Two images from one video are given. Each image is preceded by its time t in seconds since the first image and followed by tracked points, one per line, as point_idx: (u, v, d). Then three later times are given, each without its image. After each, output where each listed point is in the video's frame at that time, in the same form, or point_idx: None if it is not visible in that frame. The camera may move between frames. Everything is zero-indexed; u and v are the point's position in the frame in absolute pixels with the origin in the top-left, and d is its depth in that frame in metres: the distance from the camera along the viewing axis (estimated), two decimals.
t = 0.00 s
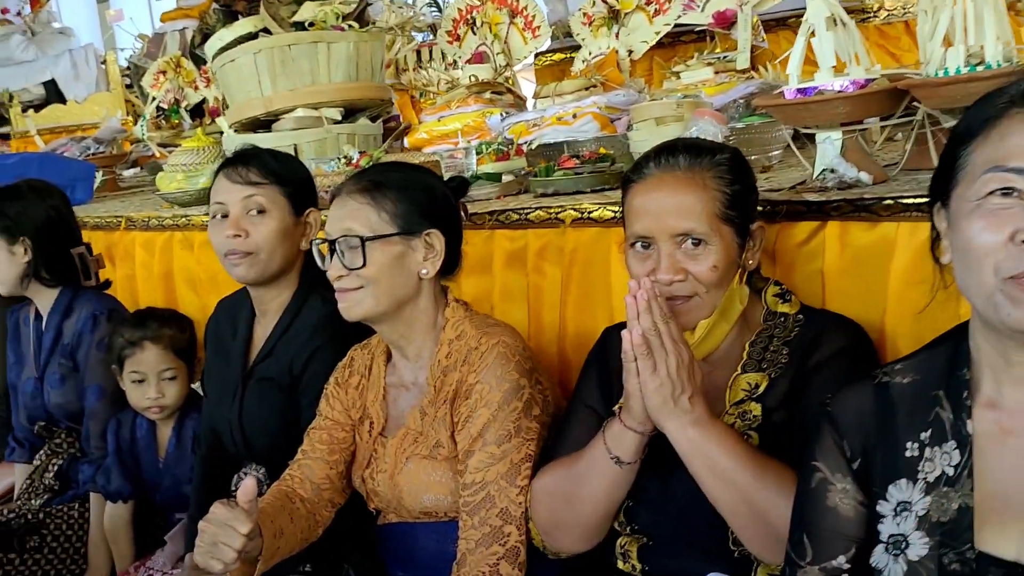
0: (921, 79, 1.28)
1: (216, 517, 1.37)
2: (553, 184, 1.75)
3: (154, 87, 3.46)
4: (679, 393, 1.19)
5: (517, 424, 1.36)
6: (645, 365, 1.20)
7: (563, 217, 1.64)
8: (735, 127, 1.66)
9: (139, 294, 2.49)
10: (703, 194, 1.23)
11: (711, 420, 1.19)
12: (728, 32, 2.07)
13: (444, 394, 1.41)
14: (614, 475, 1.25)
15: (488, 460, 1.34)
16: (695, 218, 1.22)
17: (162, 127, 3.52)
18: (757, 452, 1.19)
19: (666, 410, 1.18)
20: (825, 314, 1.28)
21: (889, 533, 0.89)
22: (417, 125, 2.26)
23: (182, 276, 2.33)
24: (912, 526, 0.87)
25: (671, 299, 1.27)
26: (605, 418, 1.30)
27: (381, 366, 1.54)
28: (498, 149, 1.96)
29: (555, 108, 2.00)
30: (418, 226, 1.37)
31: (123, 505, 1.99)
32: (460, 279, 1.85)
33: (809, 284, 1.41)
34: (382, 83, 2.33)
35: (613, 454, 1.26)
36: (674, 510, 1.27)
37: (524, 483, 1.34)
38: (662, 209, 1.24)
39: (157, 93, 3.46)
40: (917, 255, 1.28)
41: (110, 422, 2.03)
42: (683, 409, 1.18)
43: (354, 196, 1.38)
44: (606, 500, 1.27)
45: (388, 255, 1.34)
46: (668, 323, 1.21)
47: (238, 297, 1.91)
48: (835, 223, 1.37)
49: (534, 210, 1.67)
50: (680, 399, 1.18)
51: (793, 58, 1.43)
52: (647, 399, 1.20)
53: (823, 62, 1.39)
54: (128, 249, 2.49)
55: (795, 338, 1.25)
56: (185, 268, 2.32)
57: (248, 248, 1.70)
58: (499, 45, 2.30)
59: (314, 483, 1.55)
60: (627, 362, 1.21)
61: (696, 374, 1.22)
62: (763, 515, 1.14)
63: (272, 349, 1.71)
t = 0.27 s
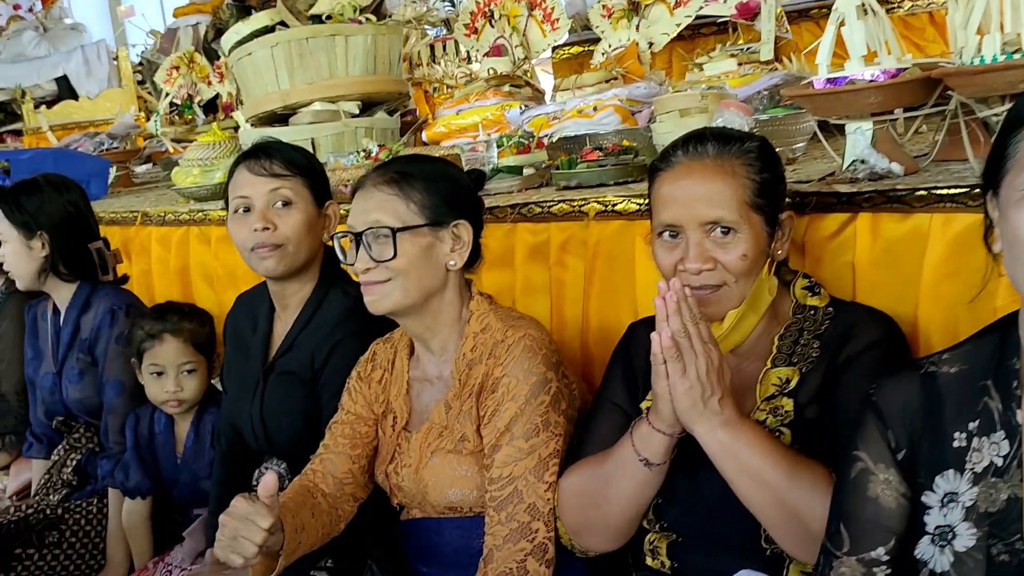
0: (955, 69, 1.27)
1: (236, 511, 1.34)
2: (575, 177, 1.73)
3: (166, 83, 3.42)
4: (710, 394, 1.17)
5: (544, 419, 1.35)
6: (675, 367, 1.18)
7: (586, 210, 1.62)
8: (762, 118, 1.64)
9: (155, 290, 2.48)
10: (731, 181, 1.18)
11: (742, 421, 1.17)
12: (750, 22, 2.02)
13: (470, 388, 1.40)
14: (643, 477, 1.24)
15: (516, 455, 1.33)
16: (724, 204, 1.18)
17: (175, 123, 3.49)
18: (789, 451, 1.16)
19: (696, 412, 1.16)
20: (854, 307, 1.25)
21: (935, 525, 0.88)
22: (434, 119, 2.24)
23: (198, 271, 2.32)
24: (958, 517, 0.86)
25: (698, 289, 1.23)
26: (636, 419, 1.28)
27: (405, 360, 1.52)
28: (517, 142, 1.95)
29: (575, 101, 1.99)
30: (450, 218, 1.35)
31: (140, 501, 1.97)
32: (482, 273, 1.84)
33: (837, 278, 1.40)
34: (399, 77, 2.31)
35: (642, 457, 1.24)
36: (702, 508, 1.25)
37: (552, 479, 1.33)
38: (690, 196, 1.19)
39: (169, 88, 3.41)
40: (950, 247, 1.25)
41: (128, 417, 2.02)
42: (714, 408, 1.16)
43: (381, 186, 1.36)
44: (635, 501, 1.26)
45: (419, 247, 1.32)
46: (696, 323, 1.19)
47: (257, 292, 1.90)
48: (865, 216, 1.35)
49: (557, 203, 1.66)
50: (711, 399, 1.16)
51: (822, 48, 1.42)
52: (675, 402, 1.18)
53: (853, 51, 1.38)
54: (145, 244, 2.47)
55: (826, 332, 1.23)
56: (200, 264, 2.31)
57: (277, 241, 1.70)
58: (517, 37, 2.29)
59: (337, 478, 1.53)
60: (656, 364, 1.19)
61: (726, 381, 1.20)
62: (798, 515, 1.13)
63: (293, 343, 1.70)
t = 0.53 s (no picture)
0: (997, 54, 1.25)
1: (267, 501, 1.33)
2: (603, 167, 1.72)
3: (183, 76, 3.42)
4: (746, 391, 1.14)
5: (576, 410, 1.34)
6: (710, 366, 1.15)
7: (615, 200, 1.61)
8: (792, 106, 1.62)
9: (176, 282, 2.48)
10: (772, 163, 1.18)
11: (780, 415, 1.15)
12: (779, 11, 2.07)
13: (501, 378, 1.39)
14: (678, 474, 1.22)
15: (549, 446, 1.32)
16: (764, 187, 1.17)
17: (192, 117, 3.50)
18: (829, 446, 1.14)
19: (732, 411, 1.14)
20: (893, 296, 1.23)
21: (989, 512, 0.88)
22: (456, 110, 2.22)
23: (220, 264, 2.31)
24: (1014, 504, 0.86)
25: (735, 275, 1.21)
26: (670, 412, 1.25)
27: (434, 351, 1.51)
28: (543, 134, 1.93)
29: (600, 91, 1.98)
30: (485, 207, 1.35)
31: (165, 494, 1.96)
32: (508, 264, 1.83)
33: (875, 266, 1.38)
34: (421, 68, 2.31)
35: (676, 453, 1.22)
36: (740, 500, 1.23)
37: (586, 472, 1.32)
38: (730, 179, 1.19)
39: (187, 82, 3.42)
40: (992, 234, 1.23)
41: (151, 410, 2.02)
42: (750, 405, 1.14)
43: (414, 174, 1.34)
44: (670, 497, 1.24)
45: (455, 234, 1.31)
46: (733, 320, 1.15)
47: (282, 283, 1.89)
48: (903, 204, 1.33)
49: (586, 194, 1.64)
50: (747, 398, 1.14)
51: (858, 34, 1.41)
52: (711, 400, 1.16)
53: (890, 38, 1.37)
54: (165, 236, 2.47)
55: (865, 321, 1.20)
56: (221, 257, 2.30)
57: (302, 234, 1.68)
58: (541, 28, 2.29)
59: (365, 470, 1.52)
60: (691, 364, 1.16)
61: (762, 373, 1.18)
62: (839, 509, 1.12)
63: (319, 335, 1.69)
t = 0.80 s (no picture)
0: None
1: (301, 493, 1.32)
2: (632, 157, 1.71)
3: (202, 70, 3.42)
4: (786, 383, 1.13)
5: (610, 401, 1.33)
6: (749, 360, 1.13)
7: (645, 190, 1.59)
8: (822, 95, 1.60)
9: (199, 275, 2.48)
10: (812, 151, 1.17)
11: (819, 407, 1.13)
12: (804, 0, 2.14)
13: (533, 369, 1.38)
14: (715, 467, 1.21)
15: (583, 437, 1.31)
16: (804, 174, 1.16)
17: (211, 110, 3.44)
18: (871, 438, 1.13)
19: (772, 403, 1.13)
20: (934, 285, 1.21)
21: None
22: (480, 101, 2.21)
23: (243, 257, 2.31)
24: None
25: (773, 264, 1.20)
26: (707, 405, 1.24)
27: (464, 343, 1.50)
28: (569, 124, 1.92)
29: (626, 82, 1.96)
30: (521, 198, 1.35)
31: (190, 486, 1.96)
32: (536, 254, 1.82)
33: (912, 255, 1.38)
34: (445, 60, 2.30)
35: (713, 446, 1.21)
36: (777, 491, 1.23)
37: (620, 463, 1.31)
38: (769, 166, 1.18)
39: (206, 76, 3.41)
40: None
41: (175, 403, 2.01)
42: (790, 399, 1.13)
43: (451, 164, 1.34)
44: (707, 490, 1.23)
45: (491, 225, 1.31)
46: (771, 311, 1.13)
47: (308, 274, 1.89)
48: (942, 193, 1.32)
49: (615, 183, 1.63)
50: (786, 390, 1.12)
51: (894, 21, 1.41)
52: (750, 394, 1.14)
53: (927, 25, 1.37)
54: (188, 229, 2.47)
55: (905, 311, 1.19)
56: (244, 249, 2.30)
57: (327, 226, 1.67)
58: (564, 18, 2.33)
59: (395, 462, 1.52)
60: (729, 357, 1.15)
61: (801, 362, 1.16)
62: (880, 501, 1.11)
63: (345, 327, 1.68)
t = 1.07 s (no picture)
0: None
1: (330, 485, 1.33)
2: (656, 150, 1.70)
3: (217, 65, 3.47)
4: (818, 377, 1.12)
5: (638, 394, 1.32)
6: (781, 355, 1.12)
7: (670, 183, 1.58)
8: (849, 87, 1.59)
9: (217, 269, 2.48)
10: (844, 142, 1.16)
11: (852, 401, 1.12)
12: None
13: (560, 362, 1.37)
14: (745, 461, 1.20)
15: (610, 431, 1.30)
16: (836, 166, 1.15)
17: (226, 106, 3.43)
18: (906, 431, 1.13)
19: (804, 397, 1.12)
20: (967, 278, 1.20)
21: None
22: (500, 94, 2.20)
23: (262, 251, 2.31)
24: None
25: (804, 256, 1.19)
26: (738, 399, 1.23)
27: (489, 336, 1.49)
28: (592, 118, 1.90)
29: (647, 75, 1.95)
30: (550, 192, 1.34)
31: (210, 480, 1.96)
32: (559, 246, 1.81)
33: (942, 247, 1.37)
34: (464, 54, 2.29)
35: (743, 440, 1.20)
36: (809, 485, 1.22)
37: (647, 457, 1.30)
38: (801, 158, 1.17)
39: (221, 71, 3.45)
40: None
41: (196, 397, 2.01)
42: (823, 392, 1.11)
43: (481, 155, 1.34)
44: (737, 484, 1.23)
45: (520, 219, 1.31)
46: (804, 305, 1.12)
47: (329, 268, 1.88)
48: (974, 184, 1.31)
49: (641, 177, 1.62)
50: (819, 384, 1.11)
51: (925, 11, 1.40)
52: (782, 388, 1.13)
53: (958, 16, 1.36)
54: (206, 223, 2.47)
55: (938, 304, 1.18)
56: (264, 243, 2.30)
57: (349, 219, 1.67)
58: (583, 10, 2.37)
59: (419, 456, 1.51)
60: (761, 351, 1.14)
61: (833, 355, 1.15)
62: (914, 495, 1.10)
63: (368, 321, 1.68)
